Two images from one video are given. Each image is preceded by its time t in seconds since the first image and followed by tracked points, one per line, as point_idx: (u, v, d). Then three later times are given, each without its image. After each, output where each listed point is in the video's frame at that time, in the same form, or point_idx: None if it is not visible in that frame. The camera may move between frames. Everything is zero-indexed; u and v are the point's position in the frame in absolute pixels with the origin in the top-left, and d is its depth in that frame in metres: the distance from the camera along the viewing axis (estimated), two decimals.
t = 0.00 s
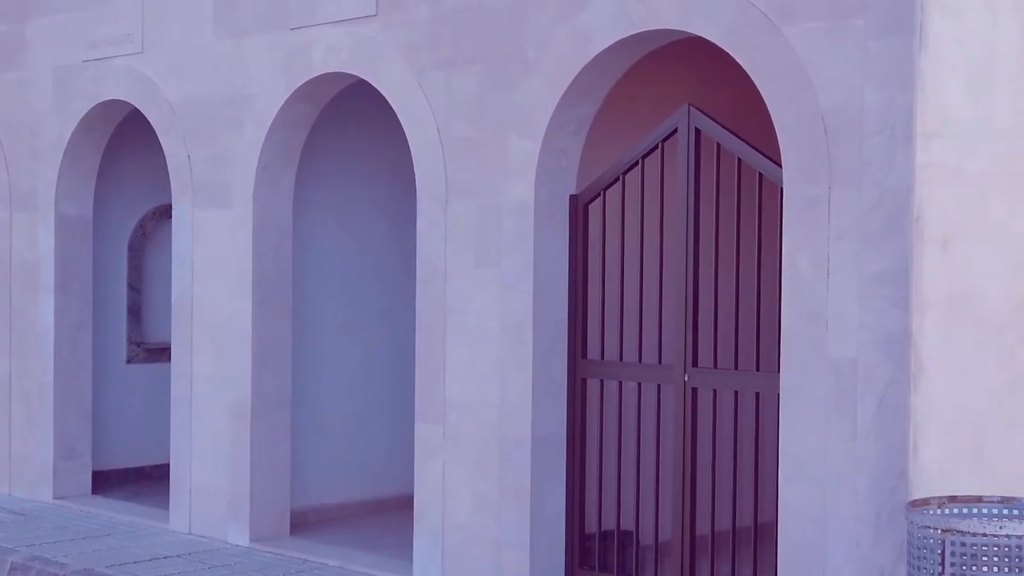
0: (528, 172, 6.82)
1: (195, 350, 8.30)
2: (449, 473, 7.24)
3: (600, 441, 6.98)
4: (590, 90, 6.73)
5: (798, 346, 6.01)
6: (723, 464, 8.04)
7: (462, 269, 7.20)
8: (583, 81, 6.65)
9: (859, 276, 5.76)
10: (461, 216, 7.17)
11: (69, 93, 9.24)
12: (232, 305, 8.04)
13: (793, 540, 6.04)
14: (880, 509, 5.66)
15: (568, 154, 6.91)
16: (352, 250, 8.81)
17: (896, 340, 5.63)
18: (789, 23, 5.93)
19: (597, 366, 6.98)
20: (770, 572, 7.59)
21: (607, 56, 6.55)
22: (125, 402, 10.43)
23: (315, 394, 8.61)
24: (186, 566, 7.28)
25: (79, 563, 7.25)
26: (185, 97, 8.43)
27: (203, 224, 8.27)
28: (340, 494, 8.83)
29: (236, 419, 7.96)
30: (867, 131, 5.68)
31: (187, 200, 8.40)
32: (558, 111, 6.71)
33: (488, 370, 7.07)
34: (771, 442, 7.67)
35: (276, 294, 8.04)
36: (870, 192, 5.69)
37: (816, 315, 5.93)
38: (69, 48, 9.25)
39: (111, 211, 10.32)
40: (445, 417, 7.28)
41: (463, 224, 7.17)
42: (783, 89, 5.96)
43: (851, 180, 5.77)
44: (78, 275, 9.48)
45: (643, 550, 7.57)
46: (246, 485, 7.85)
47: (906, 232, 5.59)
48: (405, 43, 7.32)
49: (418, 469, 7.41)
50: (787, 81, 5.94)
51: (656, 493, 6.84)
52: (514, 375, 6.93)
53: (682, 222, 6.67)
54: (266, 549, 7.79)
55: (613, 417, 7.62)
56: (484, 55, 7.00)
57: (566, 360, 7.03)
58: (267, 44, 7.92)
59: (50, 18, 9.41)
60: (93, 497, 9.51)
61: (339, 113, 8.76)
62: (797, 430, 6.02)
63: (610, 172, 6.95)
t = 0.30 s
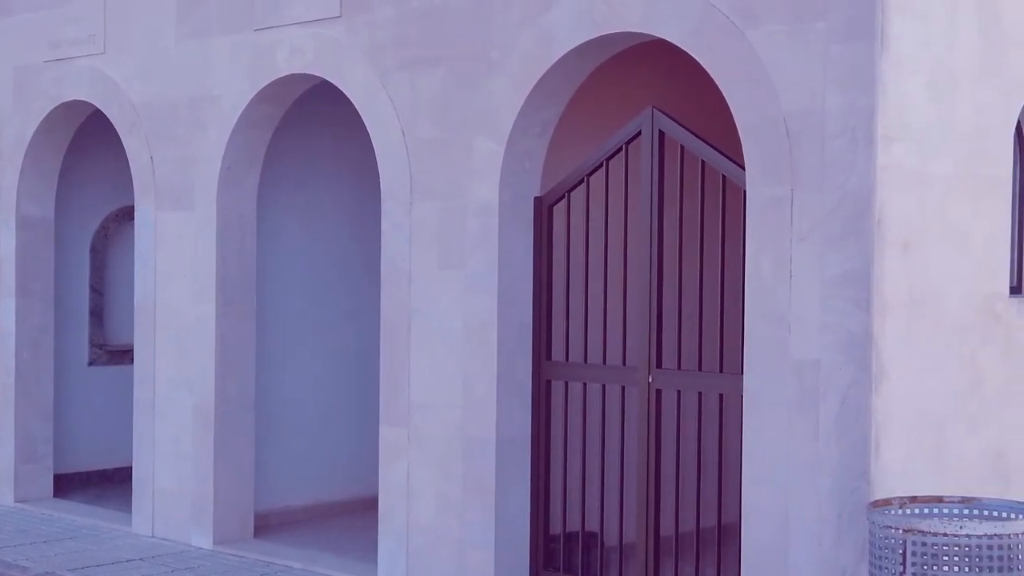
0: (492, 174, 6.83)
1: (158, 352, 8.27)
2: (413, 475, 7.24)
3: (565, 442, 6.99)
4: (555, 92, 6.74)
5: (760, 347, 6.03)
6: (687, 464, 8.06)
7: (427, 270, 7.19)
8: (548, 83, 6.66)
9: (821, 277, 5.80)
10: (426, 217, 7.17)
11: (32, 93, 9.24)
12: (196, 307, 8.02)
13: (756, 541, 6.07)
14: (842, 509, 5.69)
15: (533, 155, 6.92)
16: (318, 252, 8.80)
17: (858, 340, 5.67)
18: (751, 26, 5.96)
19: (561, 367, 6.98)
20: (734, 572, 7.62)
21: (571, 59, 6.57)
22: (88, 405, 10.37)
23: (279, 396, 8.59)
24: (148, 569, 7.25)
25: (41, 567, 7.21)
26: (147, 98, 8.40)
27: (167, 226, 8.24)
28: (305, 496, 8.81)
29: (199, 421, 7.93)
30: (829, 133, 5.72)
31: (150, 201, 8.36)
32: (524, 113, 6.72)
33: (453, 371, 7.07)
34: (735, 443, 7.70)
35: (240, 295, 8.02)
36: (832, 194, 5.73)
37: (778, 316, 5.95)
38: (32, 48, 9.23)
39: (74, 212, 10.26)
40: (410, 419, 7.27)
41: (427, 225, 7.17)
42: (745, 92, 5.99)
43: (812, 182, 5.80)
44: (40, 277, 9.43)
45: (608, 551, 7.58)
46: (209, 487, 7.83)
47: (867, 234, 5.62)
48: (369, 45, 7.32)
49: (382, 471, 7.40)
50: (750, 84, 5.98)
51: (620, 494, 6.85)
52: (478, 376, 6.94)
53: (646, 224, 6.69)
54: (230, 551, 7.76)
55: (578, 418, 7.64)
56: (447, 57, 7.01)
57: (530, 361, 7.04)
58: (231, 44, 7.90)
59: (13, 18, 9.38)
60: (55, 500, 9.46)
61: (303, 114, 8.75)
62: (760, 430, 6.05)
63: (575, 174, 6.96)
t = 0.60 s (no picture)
0: (459, 175, 6.83)
1: (124, 354, 8.24)
2: (379, 477, 7.24)
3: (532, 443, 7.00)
4: (522, 93, 6.75)
5: (725, 347, 6.05)
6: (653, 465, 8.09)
7: (394, 271, 7.19)
8: (515, 85, 6.67)
9: (786, 278, 5.82)
10: (393, 218, 7.17)
11: None
12: (162, 308, 7.99)
13: (721, 541, 6.09)
14: (808, 509, 5.72)
15: (500, 157, 6.92)
16: (284, 252, 8.77)
17: (822, 341, 5.70)
18: (717, 28, 5.99)
19: (528, 368, 6.99)
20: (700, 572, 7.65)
21: (539, 60, 6.58)
22: (52, 406, 10.31)
23: (245, 397, 8.56)
24: (112, 572, 7.23)
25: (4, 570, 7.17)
26: (112, 99, 8.37)
27: (132, 227, 8.21)
28: (272, 498, 8.79)
29: (165, 423, 7.90)
30: (794, 135, 5.75)
31: (115, 202, 8.33)
32: (491, 114, 6.72)
33: (420, 372, 7.06)
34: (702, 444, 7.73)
35: (206, 296, 7.99)
36: (796, 195, 5.76)
37: (744, 317, 5.98)
38: None
39: (39, 213, 10.20)
40: (377, 420, 7.27)
41: (394, 226, 7.17)
42: (710, 93, 6.02)
43: (777, 184, 5.83)
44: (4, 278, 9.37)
45: (576, 551, 7.59)
46: (175, 489, 7.80)
47: (831, 235, 5.66)
48: (336, 45, 7.31)
49: (349, 472, 7.39)
50: (715, 86, 6.00)
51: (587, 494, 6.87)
52: (446, 377, 6.94)
53: (612, 225, 6.70)
54: (196, 553, 7.74)
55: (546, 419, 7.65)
56: (413, 58, 7.01)
57: (497, 362, 7.04)
58: (197, 45, 7.88)
59: None
60: (19, 503, 9.40)
61: (270, 115, 8.72)
62: (724, 430, 6.07)
63: (542, 175, 6.97)
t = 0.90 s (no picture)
0: (429, 176, 6.84)
1: (92, 355, 8.20)
2: (348, 478, 7.23)
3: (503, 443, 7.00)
4: (493, 94, 6.76)
5: (694, 347, 6.08)
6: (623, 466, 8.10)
7: (363, 272, 7.18)
8: (485, 86, 6.68)
9: (754, 278, 5.85)
10: (362, 219, 7.17)
11: None
12: (130, 310, 7.96)
13: (689, 540, 6.12)
14: (776, 508, 5.75)
15: (470, 158, 6.92)
16: (253, 253, 8.74)
17: (790, 342, 5.73)
18: (686, 30, 6.02)
19: (498, 369, 6.99)
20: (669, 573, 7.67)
21: (509, 61, 6.59)
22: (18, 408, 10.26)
23: (214, 398, 8.53)
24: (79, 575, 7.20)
25: None
26: (79, 99, 8.34)
27: (100, 228, 8.18)
28: (241, 500, 8.76)
29: (133, 425, 7.88)
30: (763, 136, 5.78)
31: (83, 203, 8.30)
32: (461, 114, 6.73)
33: (391, 374, 7.06)
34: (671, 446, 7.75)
35: (174, 297, 7.97)
36: (765, 194, 5.79)
37: (713, 317, 6.00)
38: None
39: (6, 214, 10.15)
40: (347, 421, 7.26)
41: (364, 227, 7.17)
42: (679, 94, 6.05)
43: (745, 184, 5.86)
44: None
45: (545, 551, 7.60)
46: (143, 490, 7.78)
47: (800, 236, 5.68)
48: (305, 46, 7.31)
49: (319, 473, 7.38)
50: (683, 86, 6.03)
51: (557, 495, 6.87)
52: (416, 378, 6.94)
53: (582, 226, 6.71)
54: (164, 555, 7.72)
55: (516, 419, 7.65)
56: (383, 58, 7.01)
57: (467, 362, 7.03)
58: (166, 45, 7.86)
59: None
60: None
61: (239, 115, 8.68)
62: (693, 429, 6.09)
63: (512, 176, 6.97)
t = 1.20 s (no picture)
0: (400, 176, 6.83)
1: (60, 356, 8.17)
2: (319, 478, 7.22)
3: (473, 443, 7.00)
4: (464, 94, 6.75)
5: (665, 347, 6.09)
6: (593, 464, 8.12)
7: (333, 272, 7.17)
8: (456, 86, 6.67)
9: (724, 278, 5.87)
10: (333, 219, 7.16)
11: None
12: (99, 310, 7.94)
13: (658, 540, 6.14)
14: (748, 507, 5.78)
15: (441, 158, 6.92)
16: (223, 252, 8.72)
17: (759, 341, 5.75)
18: (655, 31, 6.03)
19: (469, 369, 6.99)
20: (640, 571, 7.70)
21: (481, 61, 6.59)
22: None
23: (184, 399, 8.50)
24: None
25: None
26: (47, 98, 8.30)
27: (68, 227, 8.15)
28: (212, 500, 8.74)
29: (103, 425, 7.86)
30: (733, 137, 5.79)
31: (51, 203, 8.26)
32: (431, 114, 6.73)
33: (361, 374, 7.05)
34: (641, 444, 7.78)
35: (143, 297, 7.96)
36: (735, 195, 5.80)
37: (684, 317, 6.02)
38: None
39: None
40: (317, 422, 7.25)
41: (334, 227, 7.16)
42: (648, 94, 6.06)
43: (714, 184, 5.88)
44: None
45: (517, 550, 7.61)
46: (113, 491, 7.77)
47: (770, 236, 5.70)
48: (274, 45, 7.29)
49: (289, 474, 7.37)
50: (653, 87, 6.04)
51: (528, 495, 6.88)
52: (387, 378, 6.93)
53: (553, 225, 6.72)
54: (134, 556, 7.71)
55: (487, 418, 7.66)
56: (352, 58, 7.01)
57: (438, 362, 7.03)
58: (135, 44, 7.84)
59: None
60: None
61: (209, 116, 8.64)
62: (663, 429, 6.11)
63: (483, 176, 6.97)
